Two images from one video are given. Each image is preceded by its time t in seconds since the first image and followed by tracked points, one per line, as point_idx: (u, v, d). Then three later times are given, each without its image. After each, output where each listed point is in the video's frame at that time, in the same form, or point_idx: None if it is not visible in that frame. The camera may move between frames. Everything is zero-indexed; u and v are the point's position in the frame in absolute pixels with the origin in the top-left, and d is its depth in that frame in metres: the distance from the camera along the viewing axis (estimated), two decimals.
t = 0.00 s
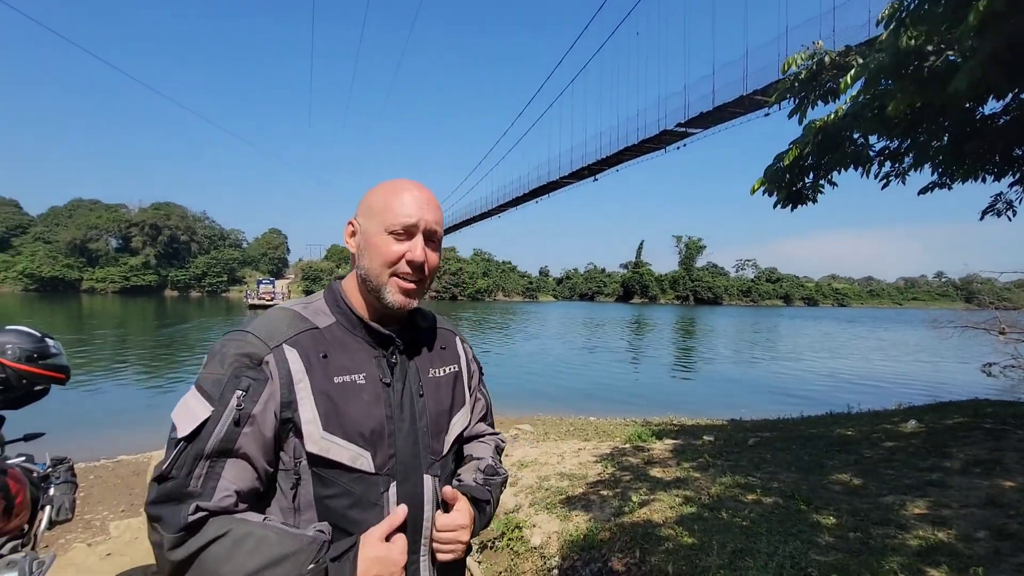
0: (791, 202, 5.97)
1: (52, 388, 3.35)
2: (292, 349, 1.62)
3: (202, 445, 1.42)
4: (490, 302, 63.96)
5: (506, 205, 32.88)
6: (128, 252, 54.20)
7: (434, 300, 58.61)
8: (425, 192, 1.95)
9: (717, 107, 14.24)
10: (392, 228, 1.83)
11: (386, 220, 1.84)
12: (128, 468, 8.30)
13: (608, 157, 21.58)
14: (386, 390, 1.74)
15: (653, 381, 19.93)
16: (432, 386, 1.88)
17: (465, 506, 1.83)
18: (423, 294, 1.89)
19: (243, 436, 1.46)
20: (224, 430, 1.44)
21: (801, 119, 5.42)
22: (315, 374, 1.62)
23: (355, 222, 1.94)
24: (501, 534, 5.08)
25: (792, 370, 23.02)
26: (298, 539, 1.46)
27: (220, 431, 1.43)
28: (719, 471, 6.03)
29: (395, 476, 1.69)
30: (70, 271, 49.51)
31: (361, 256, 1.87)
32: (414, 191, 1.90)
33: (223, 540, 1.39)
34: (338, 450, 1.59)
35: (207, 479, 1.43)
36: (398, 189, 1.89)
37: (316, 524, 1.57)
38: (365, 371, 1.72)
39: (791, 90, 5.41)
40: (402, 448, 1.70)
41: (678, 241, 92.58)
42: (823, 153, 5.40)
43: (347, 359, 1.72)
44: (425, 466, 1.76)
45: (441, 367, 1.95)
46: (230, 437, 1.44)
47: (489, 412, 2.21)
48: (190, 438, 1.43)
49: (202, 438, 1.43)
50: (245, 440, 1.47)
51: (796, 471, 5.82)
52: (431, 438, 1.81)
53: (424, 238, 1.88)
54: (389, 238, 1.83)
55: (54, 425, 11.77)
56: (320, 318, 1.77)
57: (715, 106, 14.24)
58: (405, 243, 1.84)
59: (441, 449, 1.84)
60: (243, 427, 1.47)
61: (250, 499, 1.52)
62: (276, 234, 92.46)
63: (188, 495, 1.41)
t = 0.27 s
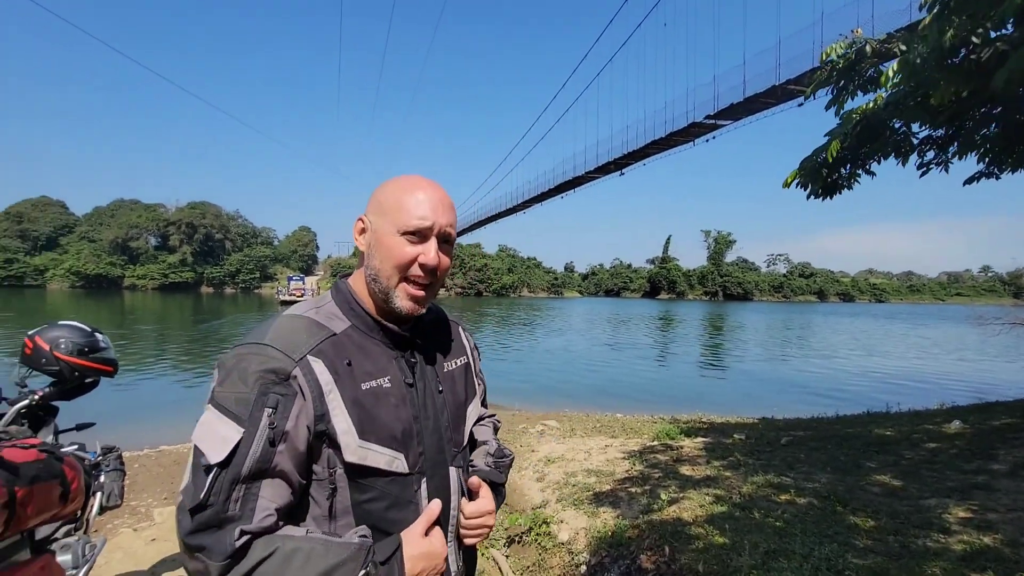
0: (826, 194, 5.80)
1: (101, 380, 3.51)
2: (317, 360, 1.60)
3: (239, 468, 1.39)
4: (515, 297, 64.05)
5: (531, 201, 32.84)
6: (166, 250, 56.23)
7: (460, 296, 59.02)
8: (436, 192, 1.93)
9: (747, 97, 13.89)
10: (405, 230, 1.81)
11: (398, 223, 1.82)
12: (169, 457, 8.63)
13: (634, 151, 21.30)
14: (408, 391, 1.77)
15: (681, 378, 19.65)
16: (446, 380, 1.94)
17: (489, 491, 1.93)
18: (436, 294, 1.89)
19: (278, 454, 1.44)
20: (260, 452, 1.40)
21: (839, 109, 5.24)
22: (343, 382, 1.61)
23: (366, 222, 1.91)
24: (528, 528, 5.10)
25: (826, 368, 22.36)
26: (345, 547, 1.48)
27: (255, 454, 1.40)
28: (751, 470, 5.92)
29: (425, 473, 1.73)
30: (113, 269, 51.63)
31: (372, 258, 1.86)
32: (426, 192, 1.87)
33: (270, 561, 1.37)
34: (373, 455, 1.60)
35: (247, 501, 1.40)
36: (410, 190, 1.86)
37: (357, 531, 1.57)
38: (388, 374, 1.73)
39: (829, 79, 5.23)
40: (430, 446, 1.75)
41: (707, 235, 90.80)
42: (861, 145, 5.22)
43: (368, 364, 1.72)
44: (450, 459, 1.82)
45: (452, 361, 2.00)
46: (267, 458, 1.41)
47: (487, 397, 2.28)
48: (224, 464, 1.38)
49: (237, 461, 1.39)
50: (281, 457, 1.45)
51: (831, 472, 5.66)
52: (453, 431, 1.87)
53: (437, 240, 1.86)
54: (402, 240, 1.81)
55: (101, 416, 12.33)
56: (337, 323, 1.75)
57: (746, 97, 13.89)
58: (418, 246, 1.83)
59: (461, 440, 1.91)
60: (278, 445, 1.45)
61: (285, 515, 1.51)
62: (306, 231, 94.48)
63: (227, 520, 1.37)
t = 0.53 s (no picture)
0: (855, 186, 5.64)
1: (138, 371, 3.63)
2: (362, 350, 1.64)
3: (296, 451, 1.42)
4: (534, 290, 64.03)
5: (549, 193, 32.70)
6: (192, 244, 57.63)
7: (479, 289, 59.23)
8: (459, 187, 1.94)
9: (772, 85, 13.58)
10: (430, 226, 1.84)
11: (424, 220, 1.84)
12: (199, 446, 8.91)
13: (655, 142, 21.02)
14: (446, 377, 1.82)
15: (702, 372, 19.45)
16: (479, 368, 1.99)
17: (522, 473, 1.99)
18: (462, 287, 1.92)
19: (332, 439, 1.49)
20: (315, 435, 1.44)
21: (871, 98, 5.09)
22: (387, 369, 1.65)
23: (393, 220, 1.94)
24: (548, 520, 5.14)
25: (853, 362, 21.86)
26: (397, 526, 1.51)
27: (311, 437, 1.43)
28: (774, 465, 5.85)
29: (466, 455, 1.79)
30: (142, 263, 53.11)
31: (401, 254, 1.89)
32: (449, 187, 1.89)
33: (329, 539, 1.41)
34: (420, 438, 1.65)
35: (303, 484, 1.43)
36: (434, 186, 1.89)
37: (406, 512, 1.61)
38: (427, 362, 1.78)
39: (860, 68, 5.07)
40: (469, 430, 1.80)
41: (729, 227, 89.25)
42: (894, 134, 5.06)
43: (408, 353, 1.75)
44: (487, 443, 1.88)
45: (482, 350, 2.06)
46: (322, 442, 1.45)
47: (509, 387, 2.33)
48: (282, 449, 1.42)
49: (294, 446, 1.43)
50: (334, 442, 1.49)
51: (858, 467, 5.56)
52: (487, 415, 1.93)
53: (462, 234, 1.88)
54: (428, 236, 1.84)
55: (133, 405, 12.76)
56: (375, 315, 1.79)
57: (771, 85, 13.58)
58: (443, 240, 1.85)
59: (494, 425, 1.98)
60: (330, 431, 1.48)
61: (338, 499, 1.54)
62: (327, 226, 95.76)
63: (287, 502, 1.41)
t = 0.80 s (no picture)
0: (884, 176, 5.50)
1: (169, 359, 3.76)
2: (408, 329, 1.70)
3: (351, 417, 1.49)
4: (551, 281, 63.92)
5: (567, 182, 32.47)
6: (215, 235, 58.82)
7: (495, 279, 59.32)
8: (490, 182, 1.98)
9: (797, 70, 13.23)
10: (461, 219, 1.88)
11: (455, 214, 1.90)
12: (226, 432, 9.17)
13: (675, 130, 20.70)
14: (486, 358, 1.86)
15: (722, 363, 19.25)
16: (518, 353, 2.04)
17: (561, 452, 2.01)
18: (494, 276, 1.95)
19: (382, 408, 1.54)
20: (367, 402, 1.50)
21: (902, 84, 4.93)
22: (431, 347, 1.71)
23: (430, 217, 2.02)
24: (566, 508, 5.17)
25: (877, 353, 21.38)
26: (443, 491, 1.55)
27: (363, 405, 1.49)
28: (796, 457, 5.80)
29: (506, 431, 1.82)
30: (167, 254, 54.42)
31: (438, 248, 1.96)
32: (479, 182, 1.93)
33: (380, 500, 1.46)
34: (462, 410, 1.69)
35: (357, 448, 1.49)
36: (464, 182, 1.95)
37: (450, 479, 1.65)
38: (467, 343, 1.83)
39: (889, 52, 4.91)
40: (508, 407, 1.85)
41: (750, 216, 87.55)
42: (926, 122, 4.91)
43: (450, 334, 1.81)
44: (525, 421, 1.91)
45: (520, 336, 2.11)
46: (372, 409, 1.51)
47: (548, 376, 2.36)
48: (339, 414, 1.49)
49: (349, 411, 1.50)
50: (385, 410, 1.55)
51: (882, 460, 5.49)
52: (526, 396, 1.97)
53: (491, 227, 1.92)
54: (460, 229, 1.89)
55: (162, 393, 13.17)
56: (418, 300, 1.86)
57: (795, 69, 13.23)
58: (474, 232, 1.90)
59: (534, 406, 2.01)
60: (381, 400, 1.54)
61: (389, 465, 1.59)
62: (345, 217, 96.70)
63: (344, 463, 1.48)
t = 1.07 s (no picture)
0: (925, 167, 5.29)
1: (203, 350, 3.88)
2: (446, 315, 1.76)
3: (393, 392, 1.57)
4: (573, 273, 63.63)
5: (590, 174, 32.19)
6: (244, 229, 60.27)
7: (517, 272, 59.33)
8: (527, 178, 2.01)
9: (830, 55, 12.80)
10: (497, 213, 1.92)
11: (492, 208, 1.94)
12: (256, 421, 9.45)
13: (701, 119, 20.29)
14: (522, 345, 1.88)
15: (748, 357, 18.90)
16: (557, 343, 2.04)
17: (598, 440, 1.99)
18: (530, 268, 1.96)
19: (421, 385, 1.61)
20: (407, 379, 1.58)
21: (942, 68, 4.72)
22: (467, 332, 1.75)
23: (470, 213, 2.07)
24: (590, 500, 5.16)
25: (912, 348, 20.68)
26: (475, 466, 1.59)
27: (404, 381, 1.57)
28: (826, 453, 5.68)
29: (540, 415, 1.83)
30: (199, 248, 56.03)
31: (476, 241, 2.00)
32: (516, 178, 1.97)
33: (417, 470, 1.53)
34: (496, 392, 1.72)
35: (398, 421, 1.57)
36: (502, 179, 1.99)
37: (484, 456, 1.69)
38: (504, 330, 1.85)
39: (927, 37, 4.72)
40: (544, 392, 1.85)
41: (778, 206, 85.34)
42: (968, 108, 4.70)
43: (487, 321, 1.84)
44: (561, 407, 1.92)
45: (560, 327, 2.10)
46: (410, 385, 1.58)
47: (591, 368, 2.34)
48: (382, 389, 1.59)
49: (392, 385, 1.58)
50: (423, 387, 1.62)
51: (917, 457, 5.33)
52: (563, 383, 1.98)
53: (527, 220, 1.95)
54: (496, 222, 1.92)
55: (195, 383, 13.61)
56: (458, 290, 1.91)
57: (828, 54, 12.80)
58: (509, 226, 1.93)
59: (571, 394, 2.01)
60: (420, 377, 1.61)
61: (429, 440, 1.66)
62: (369, 210, 97.87)
63: (387, 434, 1.56)
